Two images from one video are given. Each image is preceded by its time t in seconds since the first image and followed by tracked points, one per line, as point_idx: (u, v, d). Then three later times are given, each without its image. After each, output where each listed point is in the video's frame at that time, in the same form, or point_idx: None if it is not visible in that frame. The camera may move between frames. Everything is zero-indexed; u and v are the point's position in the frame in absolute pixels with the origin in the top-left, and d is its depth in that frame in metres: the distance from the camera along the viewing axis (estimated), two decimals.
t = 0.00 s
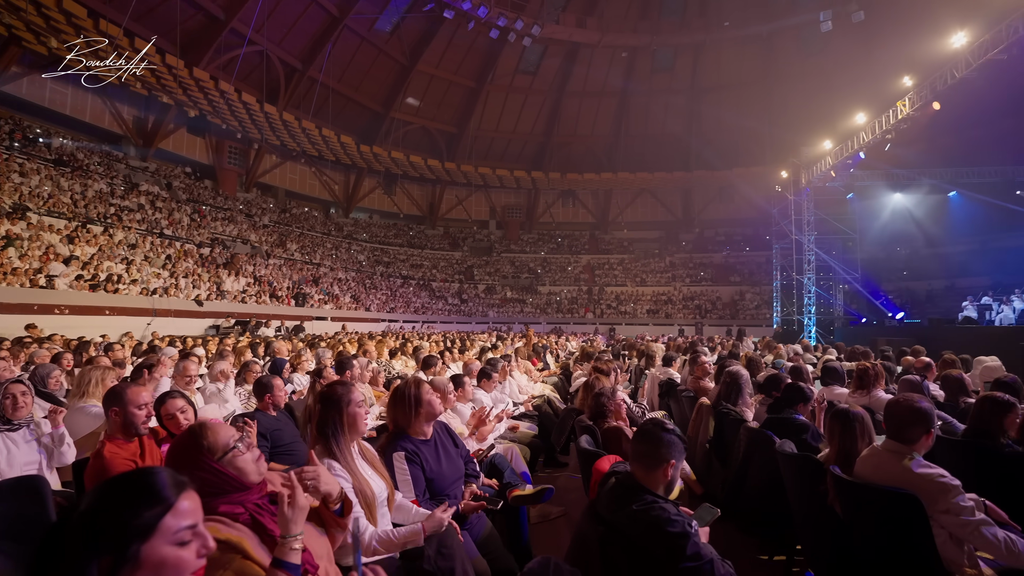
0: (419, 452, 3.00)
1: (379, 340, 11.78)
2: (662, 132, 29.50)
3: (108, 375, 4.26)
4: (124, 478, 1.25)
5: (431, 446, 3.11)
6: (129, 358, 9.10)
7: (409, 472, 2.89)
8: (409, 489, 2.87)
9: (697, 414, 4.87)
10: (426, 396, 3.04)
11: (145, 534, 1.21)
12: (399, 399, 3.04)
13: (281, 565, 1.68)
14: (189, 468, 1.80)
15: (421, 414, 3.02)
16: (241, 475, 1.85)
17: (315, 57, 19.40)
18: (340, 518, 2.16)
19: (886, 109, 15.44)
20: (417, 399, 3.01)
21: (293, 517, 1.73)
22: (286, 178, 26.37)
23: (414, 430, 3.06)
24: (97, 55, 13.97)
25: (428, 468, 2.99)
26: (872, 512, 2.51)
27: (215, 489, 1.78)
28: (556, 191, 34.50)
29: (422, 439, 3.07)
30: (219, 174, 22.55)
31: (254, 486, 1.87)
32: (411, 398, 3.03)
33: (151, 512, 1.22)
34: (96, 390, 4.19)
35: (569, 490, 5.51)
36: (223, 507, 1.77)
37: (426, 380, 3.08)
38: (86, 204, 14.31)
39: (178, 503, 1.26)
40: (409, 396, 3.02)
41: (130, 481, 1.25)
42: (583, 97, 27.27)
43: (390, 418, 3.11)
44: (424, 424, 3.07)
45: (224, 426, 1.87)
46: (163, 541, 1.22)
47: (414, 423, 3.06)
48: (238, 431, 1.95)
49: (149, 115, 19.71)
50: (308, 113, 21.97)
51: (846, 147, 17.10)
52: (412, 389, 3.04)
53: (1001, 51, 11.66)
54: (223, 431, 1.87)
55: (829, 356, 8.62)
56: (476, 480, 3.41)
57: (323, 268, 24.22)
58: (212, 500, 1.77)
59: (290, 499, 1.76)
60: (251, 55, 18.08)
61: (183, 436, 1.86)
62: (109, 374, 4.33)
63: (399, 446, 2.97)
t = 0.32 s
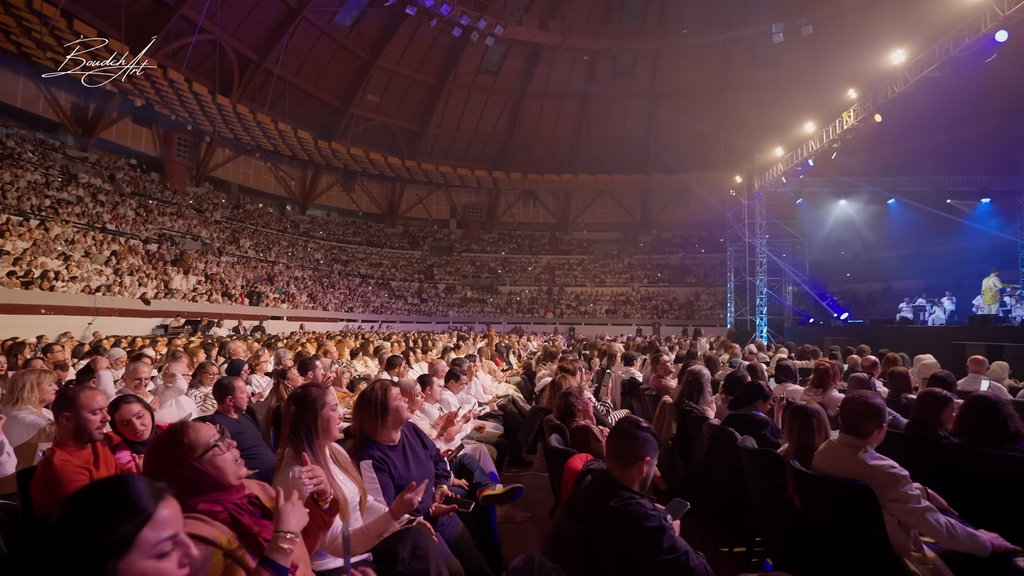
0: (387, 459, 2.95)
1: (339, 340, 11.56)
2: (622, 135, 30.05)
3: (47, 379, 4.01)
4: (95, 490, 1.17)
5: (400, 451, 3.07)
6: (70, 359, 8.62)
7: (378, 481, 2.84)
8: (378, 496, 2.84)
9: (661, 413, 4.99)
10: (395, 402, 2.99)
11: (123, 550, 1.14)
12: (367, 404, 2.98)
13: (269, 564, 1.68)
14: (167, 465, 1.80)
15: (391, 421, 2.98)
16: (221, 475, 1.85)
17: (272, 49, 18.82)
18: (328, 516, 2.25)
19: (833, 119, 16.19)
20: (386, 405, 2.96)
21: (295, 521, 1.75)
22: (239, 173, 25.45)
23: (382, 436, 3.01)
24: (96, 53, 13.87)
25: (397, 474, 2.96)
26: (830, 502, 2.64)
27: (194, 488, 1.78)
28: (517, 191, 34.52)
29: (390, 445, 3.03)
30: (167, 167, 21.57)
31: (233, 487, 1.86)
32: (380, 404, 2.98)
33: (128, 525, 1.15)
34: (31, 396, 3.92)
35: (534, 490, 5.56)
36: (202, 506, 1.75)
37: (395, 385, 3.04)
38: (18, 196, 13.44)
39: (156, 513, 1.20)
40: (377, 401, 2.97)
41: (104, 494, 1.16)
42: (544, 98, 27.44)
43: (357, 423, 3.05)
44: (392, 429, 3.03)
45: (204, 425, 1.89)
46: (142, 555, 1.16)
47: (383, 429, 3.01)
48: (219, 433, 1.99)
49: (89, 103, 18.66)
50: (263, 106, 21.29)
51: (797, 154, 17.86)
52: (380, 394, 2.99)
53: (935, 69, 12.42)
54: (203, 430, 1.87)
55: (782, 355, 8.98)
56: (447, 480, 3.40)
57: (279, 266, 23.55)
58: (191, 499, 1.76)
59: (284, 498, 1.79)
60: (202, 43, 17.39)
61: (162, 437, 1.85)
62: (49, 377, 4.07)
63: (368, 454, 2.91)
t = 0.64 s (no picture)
0: (359, 459, 2.91)
1: (302, 340, 11.30)
2: (586, 137, 30.41)
3: None
4: (67, 494, 1.11)
5: (371, 452, 3.02)
6: (12, 361, 8.16)
7: (349, 480, 2.79)
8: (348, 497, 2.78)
9: (629, 410, 5.05)
10: (368, 401, 2.93)
11: (99, 564, 1.08)
12: (340, 402, 2.93)
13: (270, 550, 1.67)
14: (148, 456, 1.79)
15: (363, 421, 2.93)
16: (205, 469, 1.90)
17: (229, 39, 18.20)
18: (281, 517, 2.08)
19: (789, 125, 16.79)
20: (359, 404, 2.91)
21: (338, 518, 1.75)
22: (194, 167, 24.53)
23: (354, 436, 2.95)
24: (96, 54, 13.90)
25: (368, 474, 2.91)
26: (794, 495, 2.72)
27: (176, 482, 1.77)
28: (481, 190, 34.38)
29: (362, 446, 2.98)
30: (115, 159, 20.58)
31: (213, 484, 1.87)
32: (353, 402, 2.92)
33: (104, 534, 1.10)
34: None
35: (503, 489, 5.57)
36: (186, 497, 1.73)
37: (369, 384, 2.99)
38: None
39: (133, 523, 1.16)
40: (350, 400, 2.92)
41: (75, 505, 1.10)
42: (510, 98, 27.49)
43: (330, 422, 2.99)
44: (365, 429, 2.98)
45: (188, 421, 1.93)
46: (118, 567, 1.11)
47: (355, 428, 2.96)
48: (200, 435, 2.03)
49: (28, 89, 17.61)
50: (221, 98, 20.60)
51: (755, 159, 18.47)
52: (354, 392, 2.94)
53: (883, 80, 13.04)
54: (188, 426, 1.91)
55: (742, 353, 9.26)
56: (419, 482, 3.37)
57: (236, 263, 22.83)
58: (173, 489, 1.75)
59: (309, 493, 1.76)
60: (154, 31, 16.67)
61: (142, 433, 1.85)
62: None
63: (340, 453, 2.87)
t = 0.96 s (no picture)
0: (339, 452, 2.87)
1: (269, 339, 11.02)
2: (557, 137, 30.55)
3: None
4: (33, 500, 1.07)
5: (351, 447, 3.00)
6: None
7: (328, 471, 2.74)
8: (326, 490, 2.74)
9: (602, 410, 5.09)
10: (348, 395, 2.94)
11: (78, 569, 1.07)
12: (320, 396, 2.91)
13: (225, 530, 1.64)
14: (128, 458, 1.81)
15: (342, 415, 2.91)
16: (189, 473, 1.84)
17: (191, 30, 17.60)
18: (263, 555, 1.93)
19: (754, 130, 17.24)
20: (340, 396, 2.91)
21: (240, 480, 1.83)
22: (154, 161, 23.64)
23: (335, 431, 2.93)
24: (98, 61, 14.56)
25: (348, 468, 2.87)
26: (768, 490, 2.79)
27: (160, 481, 1.79)
28: (452, 189, 34.13)
29: (342, 440, 2.96)
30: (68, 151, 19.66)
31: (197, 487, 1.85)
32: (335, 396, 2.92)
33: (82, 540, 1.07)
34: None
35: (477, 488, 5.56)
36: (168, 496, 1.76)
37: (350, 380, 3.01)
38: None
39: (109, 525, 1.13)
40: (331, 394, 2.91)
41: (43, 515, 1.06)
42: (481, 97, 27.41)
43: (308, 418, 2.95)
44: (345, 425, 2.96)
45: (176, 425, 1.89)
46: (100, 569, 1.09)
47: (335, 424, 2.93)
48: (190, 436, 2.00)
49: None
50: (182, 90, 19.94)
51: (721, 162, 18.91)
52: (334, 387, 2.94)
53: (843, 89, 13.49)
54: (174, 428, 1.88)
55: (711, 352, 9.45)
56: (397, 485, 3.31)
57: (198, 261, 22.15)
58: (158, 488, 1.78)
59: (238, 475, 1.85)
60: (110, 17, 16.01)
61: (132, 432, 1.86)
62: None
63: (320, 444, 2.82)
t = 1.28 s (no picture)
0: (327, 446, 2.93)
1: (239, 340, 10.77)
2: (532, 138, 30.63)
3: None
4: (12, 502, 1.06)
5: (339, 444, 3.05)
6: None
7: (315, 462, 2.80)
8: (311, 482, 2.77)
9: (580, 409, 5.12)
10: (332, 391, 3.00)
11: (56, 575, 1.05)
12: (305, 393, 2.99)
13: (228, 550, 1.67)
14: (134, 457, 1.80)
15: (327, 410, 2.96)
16: (194, 477, 1.84)
17: (156, 20, 17.01)
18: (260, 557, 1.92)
19: (726, 133, 17.59)
20: (324, 391, 2.97)
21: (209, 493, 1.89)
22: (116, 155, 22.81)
23: (323, 427, 3.00)
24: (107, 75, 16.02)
25: (335, 463, 2.92)
26: (746, 487, 2.83)
27: (163, 484, 1.78)
28: (427, 187, 33.85)
29: (330, 437, 3.01)
30: (23, 143, 18.79)
31: (200, 493, 1.84)
32: (320, 391, 2.98)
33: (58, 542, 1.05)
34: None
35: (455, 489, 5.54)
36: (170, 500, 1.74)
37: (334, 376, 3.08)
38: None
39: (88, 529, 1.11)
40: (317, 391, 2.98)
41: (19, 518, 1.04)
42: (456, 96, 27.31)
43: (299, 419, 3.05)
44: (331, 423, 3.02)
45: (185, 425, 1.89)
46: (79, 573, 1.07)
47: (322, 421, 3.00)
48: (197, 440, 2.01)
49: None
50: (146, 82, 19.31)
51: (694, 164, 19.24)
52: (319, 384, 3.01)
53: (812, 95, 13.85)
54: (184, 429, 1.88)
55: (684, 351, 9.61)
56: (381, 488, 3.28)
57: (163, 259, 21.51)
58: (161, 490, 1.76)
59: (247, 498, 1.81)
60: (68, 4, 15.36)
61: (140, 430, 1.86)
62: None
63: (307, 439, 2.88)
